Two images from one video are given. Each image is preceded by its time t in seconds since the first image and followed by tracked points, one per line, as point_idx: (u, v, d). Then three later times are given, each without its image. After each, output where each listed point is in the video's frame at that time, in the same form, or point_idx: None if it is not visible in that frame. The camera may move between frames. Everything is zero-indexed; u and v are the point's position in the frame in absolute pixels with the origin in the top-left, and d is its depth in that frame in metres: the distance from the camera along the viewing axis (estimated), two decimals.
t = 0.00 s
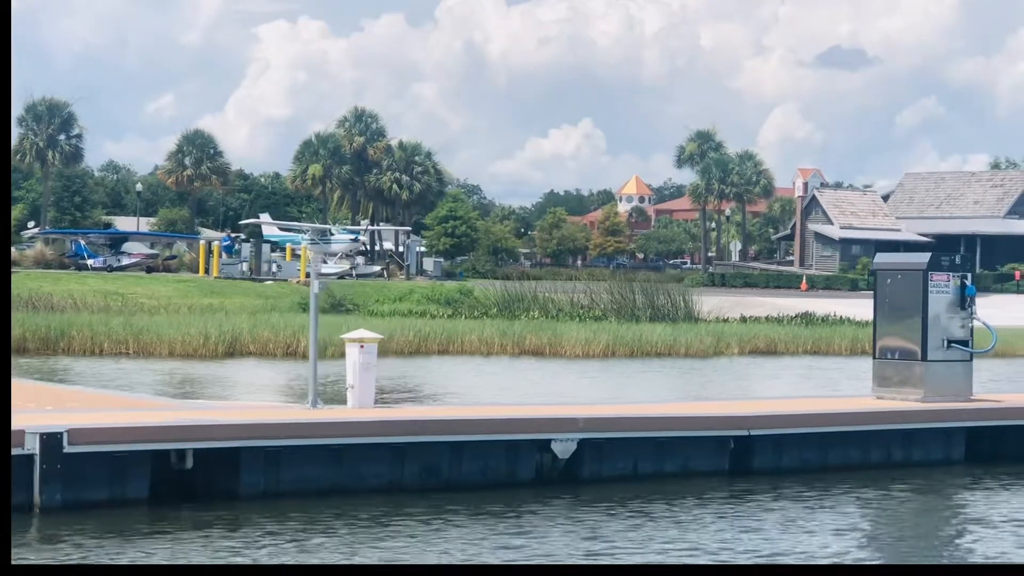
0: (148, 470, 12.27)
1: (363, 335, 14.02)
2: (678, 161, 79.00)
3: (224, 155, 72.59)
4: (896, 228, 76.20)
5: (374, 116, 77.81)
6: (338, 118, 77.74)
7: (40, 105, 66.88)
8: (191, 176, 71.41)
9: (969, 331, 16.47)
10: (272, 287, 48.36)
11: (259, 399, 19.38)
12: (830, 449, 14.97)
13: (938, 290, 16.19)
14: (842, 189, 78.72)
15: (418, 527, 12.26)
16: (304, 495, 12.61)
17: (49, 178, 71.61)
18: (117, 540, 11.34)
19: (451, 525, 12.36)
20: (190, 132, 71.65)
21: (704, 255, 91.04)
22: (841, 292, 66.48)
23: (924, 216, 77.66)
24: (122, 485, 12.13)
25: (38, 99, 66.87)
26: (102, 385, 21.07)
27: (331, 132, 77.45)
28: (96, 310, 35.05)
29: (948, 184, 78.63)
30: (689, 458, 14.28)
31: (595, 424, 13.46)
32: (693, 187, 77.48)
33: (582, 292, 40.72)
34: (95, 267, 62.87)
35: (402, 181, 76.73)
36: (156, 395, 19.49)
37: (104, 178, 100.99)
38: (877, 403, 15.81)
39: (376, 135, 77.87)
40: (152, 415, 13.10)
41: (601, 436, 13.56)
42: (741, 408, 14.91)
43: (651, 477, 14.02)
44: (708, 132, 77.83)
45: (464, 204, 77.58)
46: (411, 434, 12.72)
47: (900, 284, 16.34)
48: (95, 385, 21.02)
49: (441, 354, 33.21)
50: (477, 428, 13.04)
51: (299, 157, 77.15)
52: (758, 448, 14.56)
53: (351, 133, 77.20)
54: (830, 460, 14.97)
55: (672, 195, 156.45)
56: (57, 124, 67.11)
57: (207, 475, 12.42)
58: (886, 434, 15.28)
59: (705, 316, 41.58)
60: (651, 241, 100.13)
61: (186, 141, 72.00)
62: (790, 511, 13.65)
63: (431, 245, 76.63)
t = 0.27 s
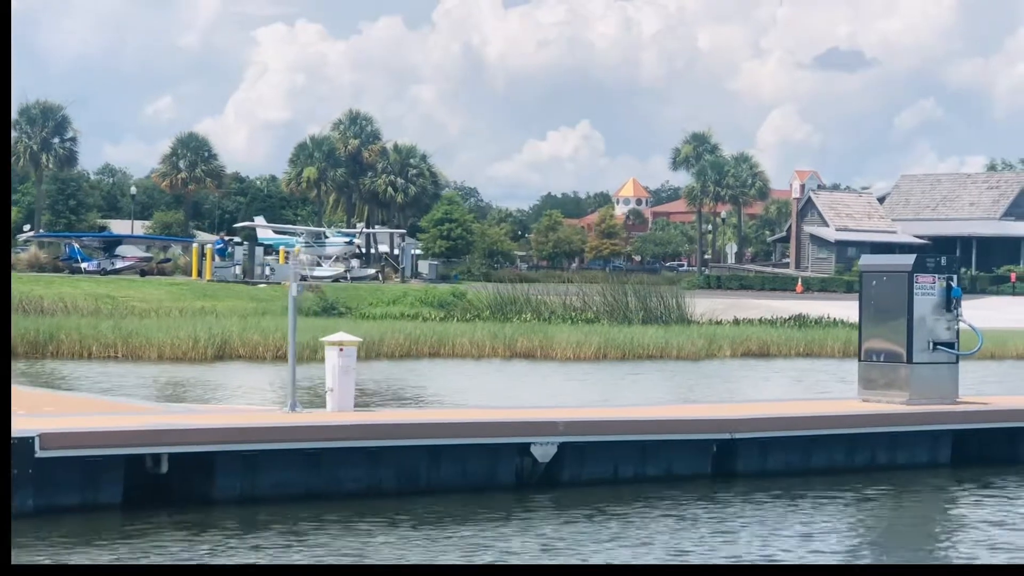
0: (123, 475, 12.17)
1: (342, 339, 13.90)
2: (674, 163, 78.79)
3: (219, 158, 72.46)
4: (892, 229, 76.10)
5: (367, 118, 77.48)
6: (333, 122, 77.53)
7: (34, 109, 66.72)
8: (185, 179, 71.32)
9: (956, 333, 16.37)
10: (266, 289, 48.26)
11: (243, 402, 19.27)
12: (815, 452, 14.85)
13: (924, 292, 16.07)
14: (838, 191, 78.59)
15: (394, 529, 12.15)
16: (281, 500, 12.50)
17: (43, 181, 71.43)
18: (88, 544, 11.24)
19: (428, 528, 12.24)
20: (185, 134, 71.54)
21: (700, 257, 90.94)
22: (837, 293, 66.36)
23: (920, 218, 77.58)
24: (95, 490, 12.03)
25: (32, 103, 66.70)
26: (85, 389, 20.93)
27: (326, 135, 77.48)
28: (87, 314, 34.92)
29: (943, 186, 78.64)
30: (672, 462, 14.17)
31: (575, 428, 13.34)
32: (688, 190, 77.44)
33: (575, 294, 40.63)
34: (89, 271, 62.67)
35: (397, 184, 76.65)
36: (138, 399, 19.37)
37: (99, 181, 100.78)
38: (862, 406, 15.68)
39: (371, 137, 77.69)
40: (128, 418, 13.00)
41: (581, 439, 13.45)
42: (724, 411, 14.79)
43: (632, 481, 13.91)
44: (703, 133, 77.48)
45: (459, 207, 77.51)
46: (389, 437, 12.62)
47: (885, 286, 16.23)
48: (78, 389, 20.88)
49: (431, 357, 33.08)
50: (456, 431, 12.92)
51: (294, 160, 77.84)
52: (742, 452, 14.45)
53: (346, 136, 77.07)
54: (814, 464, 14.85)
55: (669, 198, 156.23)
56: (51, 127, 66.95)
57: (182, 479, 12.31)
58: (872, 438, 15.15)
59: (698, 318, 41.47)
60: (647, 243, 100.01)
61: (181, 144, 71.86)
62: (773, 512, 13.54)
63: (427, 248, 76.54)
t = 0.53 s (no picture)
0: (92, 484, 12.07)
1: (316, 345, 13.80)
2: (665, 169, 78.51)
3: (209, 164, 72.36)
4: (883, 235, 76.06)
5: (359, 125, 77.68)
6: (323, 127, 77.60)
7: (24, 115, 66.60)
8: (175, 185, 71.24)
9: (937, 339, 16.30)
10: (254, 296, 48.14)
11: (222, 409, 19.17)
12: (793, 459, 14.76)
13: (904, 297, 16.00)
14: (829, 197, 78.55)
15: (367, 536, 12.04)
16: (252, 509, 12.40)
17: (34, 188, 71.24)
18: (55, 552, 11.14)
19: (402, 535, 12.14)
20: (175, 141, 71.41)
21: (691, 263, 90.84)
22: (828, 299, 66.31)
23: (910, 223, 77.56)
24: (65, 499, 11.94)
25: (21, 109, 66.57)
26: (63, 396, 20.80)
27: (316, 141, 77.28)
28: (73, 321, 34.82)
29: (934, 192, 78.69)
30: (649, 469, 14.07)
31: (550, 435, 13.24)
32: (680, 197, 77.36)
33: (563, 301, 40.52)
34: (79, 277, 62.48)
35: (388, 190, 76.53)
36: (116, 406, 19.26)
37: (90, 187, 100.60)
38: (842, 413, 15.60)
39: (361, 143, 77.58)
40: (98, 428, 12.89)
41: (557, 446, 13.35)
42: (702, 417, 14.69)
43: (608, 489, 13.81)
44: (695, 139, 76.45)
45: (450, 213, 77.45)
46: (367, 444, 12.52)
47: (865, 292, 16.16)
48: (56, 396, 20.76)
49: (418, 363, 32.92)
50: (429, 438, 12.81)
51: (284, 164, 77.18)
52: (719, 458, 14.35)
53: (336, 142, 76.96)
54: (792, 470, 14.75)
55: (662, 204, 156.15)
56: (41, 133, 66.84)
57: (151, 487, 12.24)
58: (851, 444, 15.05)
59: (687, 324, 41.38)
60: (639, 249, 99.98)
61: (171, 150, 71.72)
62: (752, 519, 13.45)
63: (418, 254, 76.46)
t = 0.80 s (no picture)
0: (56, 493, 11.93)
1: (286, 353, 13.68)
2: (652, 176, 78.25)
3: (195, 171, 72.13)
4: (870, 242, 76.02)
5: (345, 131, 77.18)
6: (310, 134, 76.98)
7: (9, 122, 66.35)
8: (161, 193, 71.05)
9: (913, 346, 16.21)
10: (238, 303, 47.99)
11: (196, 417, 19.03)
12: (767, 467, 14.65)
13: (880, 305, 15.91)
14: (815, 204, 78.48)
15: (335, 545, 11.92)
16: (218, 518, 12.28)
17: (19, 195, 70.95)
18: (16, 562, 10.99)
19: (369, 544, 12.02)
20: (160, 148, 71.12)
21: (679, 270, 90.73)
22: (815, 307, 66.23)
23: (897, 231, 77.53)
24: (29, 509, 11.81)
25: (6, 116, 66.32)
26: (37, 404, 20.63)
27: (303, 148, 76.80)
28: (53, 328, 34.65)
29: (921, 199, 78.70)
30: (621, 477, 13.95)
31: (521, 443, 13.12)
32: (666, 204, 77.29)
33: (547, 308, 40.40)
34: (63, 284, 62.24)
35: (374, 197, 76.46)
36: (89, 415, 19.10)
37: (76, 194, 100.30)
38: (817, 420, 15.49)
39: (348, 150, 77.42)
40: (63, 436, 12.76)
41: (528, 455, 13.23)
42: (676, 426, 14.57)
43: (580, 498, 13.68)
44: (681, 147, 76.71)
45: (438, 220, 77.32)
46: (335, 453, 12.39)
47: (841, 299, 16.06)
48: (30, 404, 20.58)
49: (400, 370, 32.83)
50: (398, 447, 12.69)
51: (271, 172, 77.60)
52: (691, 467, 14.23)
53: (323, 150, 76.59)
54: (766, 479, 14.64)
55: (650, 212, 156.02)
56: (25, 140, 66.62)
57: (115, 497, 12.13)
58: (826, 453, 14.93)
59: (671, 332, 41.29)
60: (626, 257, 99.87)
61: (156, 157, 71.47)
62: (724, 528, 13.34)
63: (405, 261, 76.30)
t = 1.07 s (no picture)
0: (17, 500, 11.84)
1: (253, 359, 13.57)
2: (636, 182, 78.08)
3: (178, 178, 71.96)
4: (855, 248, 75.99)
5: (329, 137, 77.24)
6: (294, 140, 77.02)
7: None
8: (144, 200, 70.88)
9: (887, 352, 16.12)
10: (220, 310, 47.88)
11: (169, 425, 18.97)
12: (738, 474, 14.55)
13: (853, 311, 15.81)
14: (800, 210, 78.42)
15: (300, 552, 11.82)
16: (182, 526, 12.18)
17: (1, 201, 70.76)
18: None
19: (334, 550, 11.93)
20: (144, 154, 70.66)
21: (664, 277, 90.65)
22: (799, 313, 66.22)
23: (881, 237, 77.52)
24: None
25: None
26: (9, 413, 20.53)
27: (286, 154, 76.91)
28: (32, 335, 34.54)
29: (905, 206, 78.76)
30: (589, 484, 13.85)
31: (488, 450, 13.02)
32: (650, 210, 77.49)
33: (528, 314, 40.28)
34: (45, 291, 62.06)
35: (357, 204, 76.44)
36: (60, 422, 19.02)
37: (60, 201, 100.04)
38: (790, 427, 15.40)
39: (332, 156, 77.26)
40: (26, 443, 12.65)
41: (495, 462, 13.13)
42: (646, 432, 14.46)
43: (548, 505, 13.59)
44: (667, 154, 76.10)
45: (422, 227, 77.26)
46: (301, 459, 12.28)
47: (814, 305, 15.96)
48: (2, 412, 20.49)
49: (379, 377, 32.77)
50: (365, 453, 12.58)
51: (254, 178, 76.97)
52: (662, 474, 14.13)
53: (306, 155, 76.69)
54: (738, 486, 14.54)
55: (636, 218, 155.92)
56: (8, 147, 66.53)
57: (78, 506, 12.04)
58: (798, 460, 14.83)
59: (652, 338, 41.21)
60: (612, 263, 99.84)
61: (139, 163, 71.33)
62: (694, 535, 13.24)
63: (390, 267, 76.19)
